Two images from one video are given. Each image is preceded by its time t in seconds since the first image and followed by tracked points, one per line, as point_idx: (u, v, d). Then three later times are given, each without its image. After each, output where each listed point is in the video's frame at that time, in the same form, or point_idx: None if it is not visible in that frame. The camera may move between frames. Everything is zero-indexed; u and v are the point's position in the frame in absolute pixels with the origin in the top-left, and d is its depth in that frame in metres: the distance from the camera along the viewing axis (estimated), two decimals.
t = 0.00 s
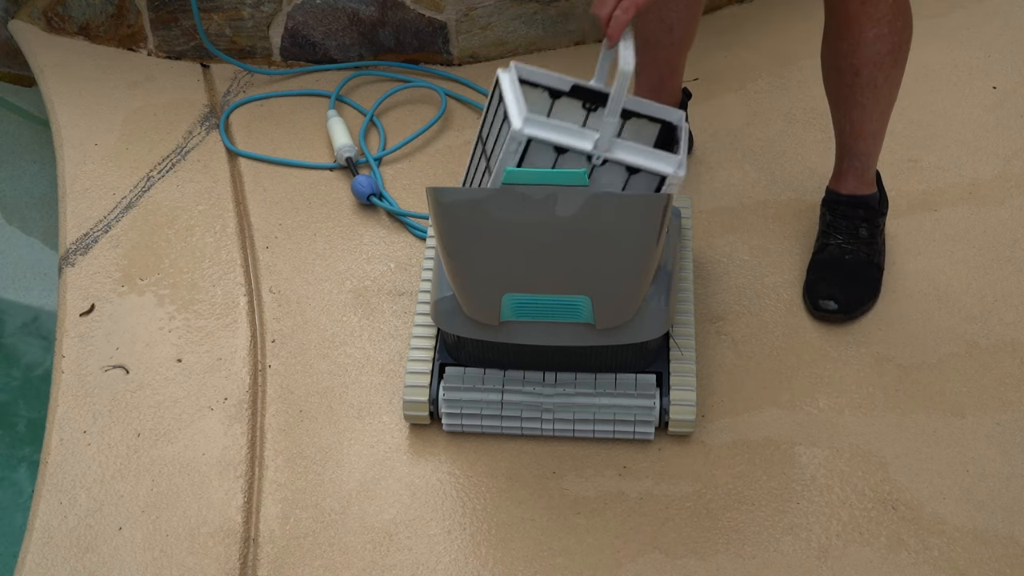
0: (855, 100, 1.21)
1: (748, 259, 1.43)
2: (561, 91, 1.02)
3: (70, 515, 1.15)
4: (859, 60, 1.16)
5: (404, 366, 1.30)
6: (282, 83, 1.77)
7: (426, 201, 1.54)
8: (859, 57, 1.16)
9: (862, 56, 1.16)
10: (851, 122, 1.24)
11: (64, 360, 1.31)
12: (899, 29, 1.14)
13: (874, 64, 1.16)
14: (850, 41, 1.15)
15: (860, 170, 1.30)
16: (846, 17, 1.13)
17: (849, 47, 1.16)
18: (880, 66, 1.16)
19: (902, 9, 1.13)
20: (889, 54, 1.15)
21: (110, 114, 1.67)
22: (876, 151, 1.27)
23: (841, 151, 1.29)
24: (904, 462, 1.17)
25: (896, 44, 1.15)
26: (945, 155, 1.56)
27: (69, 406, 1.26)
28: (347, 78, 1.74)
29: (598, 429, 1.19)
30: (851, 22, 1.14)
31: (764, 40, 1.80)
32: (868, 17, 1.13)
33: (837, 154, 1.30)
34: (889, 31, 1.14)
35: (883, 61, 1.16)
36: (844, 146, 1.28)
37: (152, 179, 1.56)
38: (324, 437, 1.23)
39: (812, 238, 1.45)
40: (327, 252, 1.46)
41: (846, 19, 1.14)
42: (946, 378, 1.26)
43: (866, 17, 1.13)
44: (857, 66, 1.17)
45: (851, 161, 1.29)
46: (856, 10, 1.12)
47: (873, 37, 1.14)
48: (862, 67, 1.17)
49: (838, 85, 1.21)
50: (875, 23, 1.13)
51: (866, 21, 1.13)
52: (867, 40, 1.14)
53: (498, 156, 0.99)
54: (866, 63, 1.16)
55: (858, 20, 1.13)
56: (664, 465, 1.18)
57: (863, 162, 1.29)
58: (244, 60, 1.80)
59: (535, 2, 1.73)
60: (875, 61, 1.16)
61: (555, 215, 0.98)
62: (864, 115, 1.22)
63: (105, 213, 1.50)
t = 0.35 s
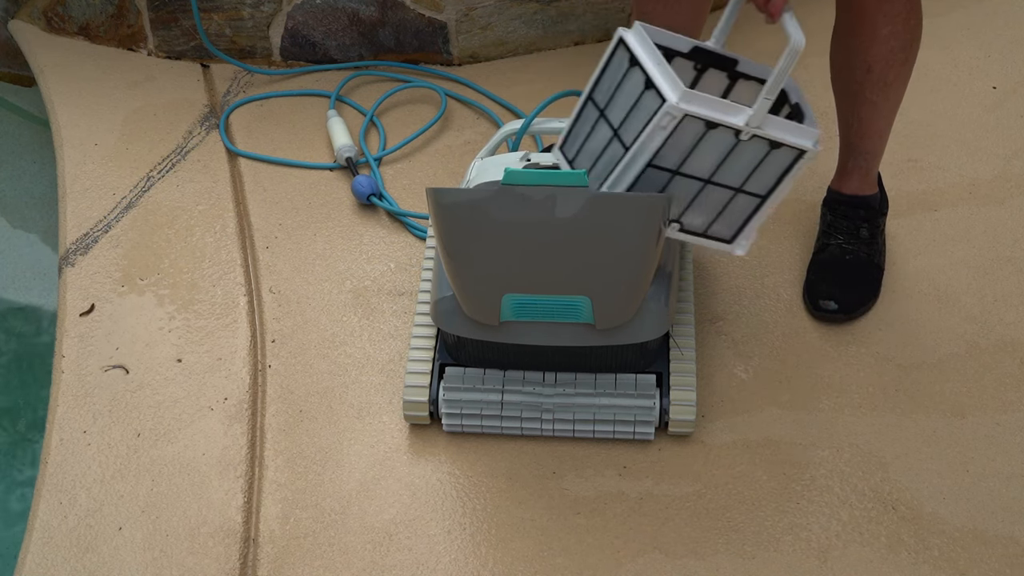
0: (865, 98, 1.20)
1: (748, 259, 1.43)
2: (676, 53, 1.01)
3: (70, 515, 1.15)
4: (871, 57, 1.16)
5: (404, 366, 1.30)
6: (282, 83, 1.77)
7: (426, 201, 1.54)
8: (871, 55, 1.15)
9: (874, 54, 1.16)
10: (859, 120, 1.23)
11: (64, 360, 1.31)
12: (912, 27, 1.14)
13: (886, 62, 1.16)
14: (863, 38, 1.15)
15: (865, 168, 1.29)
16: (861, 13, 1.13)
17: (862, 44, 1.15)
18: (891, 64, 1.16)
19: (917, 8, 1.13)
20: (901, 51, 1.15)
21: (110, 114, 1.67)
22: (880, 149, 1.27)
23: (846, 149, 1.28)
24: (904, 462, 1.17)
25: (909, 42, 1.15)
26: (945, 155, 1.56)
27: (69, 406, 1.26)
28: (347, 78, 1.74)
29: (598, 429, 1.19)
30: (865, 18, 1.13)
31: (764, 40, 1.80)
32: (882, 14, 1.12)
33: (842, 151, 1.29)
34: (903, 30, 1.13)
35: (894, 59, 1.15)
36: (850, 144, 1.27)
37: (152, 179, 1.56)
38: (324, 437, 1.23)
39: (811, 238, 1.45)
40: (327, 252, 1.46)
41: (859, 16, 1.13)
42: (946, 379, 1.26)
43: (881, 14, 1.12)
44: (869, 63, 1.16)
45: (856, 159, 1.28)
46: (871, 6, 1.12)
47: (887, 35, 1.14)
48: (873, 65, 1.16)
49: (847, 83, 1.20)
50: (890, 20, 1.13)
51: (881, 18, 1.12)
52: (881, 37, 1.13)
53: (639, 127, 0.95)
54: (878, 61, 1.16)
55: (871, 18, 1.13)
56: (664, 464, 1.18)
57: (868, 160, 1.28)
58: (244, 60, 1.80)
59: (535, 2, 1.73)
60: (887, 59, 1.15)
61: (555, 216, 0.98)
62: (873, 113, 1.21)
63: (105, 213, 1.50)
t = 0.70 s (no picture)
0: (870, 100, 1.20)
1: (748, 259, 1.43)
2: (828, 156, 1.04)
3: (70, 515, 1.15)
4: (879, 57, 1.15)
5: (404, 366, 1.30)
6: (282, 83, 1.77)
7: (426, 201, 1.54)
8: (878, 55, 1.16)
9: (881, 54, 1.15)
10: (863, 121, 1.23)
11: (64, 360, 1.32)
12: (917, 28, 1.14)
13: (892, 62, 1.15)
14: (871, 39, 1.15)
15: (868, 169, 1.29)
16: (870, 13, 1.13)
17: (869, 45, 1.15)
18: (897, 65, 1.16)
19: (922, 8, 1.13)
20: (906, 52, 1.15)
21: (110, 114, 1.67)
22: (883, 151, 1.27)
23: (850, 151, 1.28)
24: (904, 462, 1.17)
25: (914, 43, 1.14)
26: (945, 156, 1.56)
27: (69, 406, 1.26)
28: (347, 78, 1.74)
29: (598, 429, 1.19)
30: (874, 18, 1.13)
31: (765, 40, 1.81)
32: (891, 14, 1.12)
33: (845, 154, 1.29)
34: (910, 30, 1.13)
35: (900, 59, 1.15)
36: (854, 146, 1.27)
37: (152, 179, 1.56)
38: (324, 437, 1.23)
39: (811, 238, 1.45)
40: (327, 252, 1.46)
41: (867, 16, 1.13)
42: (946, 379, 1.26)
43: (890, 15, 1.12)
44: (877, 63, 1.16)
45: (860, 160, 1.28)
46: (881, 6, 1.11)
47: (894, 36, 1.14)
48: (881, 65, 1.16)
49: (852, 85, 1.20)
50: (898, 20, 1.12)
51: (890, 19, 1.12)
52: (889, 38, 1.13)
53: (864, 251, 1.04)
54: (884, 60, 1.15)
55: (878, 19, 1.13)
56: (665, 465, 1.18)
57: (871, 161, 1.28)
58: (244, 60, 1.80)
59: (535, 2, 1.74)
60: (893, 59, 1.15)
61: (555, 215, 1.00)
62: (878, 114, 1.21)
63: (105, 213, 1.50)
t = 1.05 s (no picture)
0: (872, 101, 1.21)
1: (748, 259, 1.43)
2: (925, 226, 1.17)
3: (70, 515, 1.15)
4: (881, 60, 1.16)
5: (404, 366, 1.30)
6: (282, 83, 1.77)
7: (426, 201, 1.54)
8: (880, 57, 1.16)
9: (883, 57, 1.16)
10: (865, 122, 1.24)
11: (64, 360, 1.32)
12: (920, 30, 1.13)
13: (894, 64, 1.16)
14: (873, 42, 1.15)
15: (868, 169, 1.30)
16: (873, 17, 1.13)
17: (871, 47, 1.15)
18: (900, 67, 1.16)
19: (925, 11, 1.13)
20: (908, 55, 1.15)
21: (110, 114, 1.67)
22: (885, 151, 1.28)
23: (851, 151, 1.29)
24: (904, 462, 1.17)
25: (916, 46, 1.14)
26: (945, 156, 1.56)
27: (69, 406, 1.26)
28: (347, 78, 1.74)
29: (598, 429, 1.19)
30: (878, 21, 1.13)
31: (765, 40, 1.81)
32: (894, 17, 1.12)
33: (846, 154, 1.30)
34: (912, 33, 1.13)
35: (903, 62, 1.15)
36: (857, 146, 1.28)
37: (152, 179, 1.56)
38: (324, 437, 1.23)
39: (812, 238, 1.45)
40: (327, 252, 1.46)
41: (871, 18, 1.13)
42: (946, 379, 1.26)
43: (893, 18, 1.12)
44: (879, 66, 1.17)
45: (862, 160, 1.29)
46: (885, 9, 1.11)
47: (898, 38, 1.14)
48: (883, 68, 1.17)
49: (855, 85, 1.21)
50: (901, 24, 1.12)
51: (894, 22, 1.12)
52: (892, 41, 1.13)
53: (1011, 292, 1.15)
54: (887, 63, 1.16)
55: (882, 21, 1.13)
56: (665, 465, 1.18)
57: (872, 161, 1.29)
58: (244, 60, 1.80)
59: (535, 2, 1.74)
60: (895, 62, 1.16)
61: (555, 215, 0.99)
62: (880, 115, 1.22)
63: (105, 213, 1.50)
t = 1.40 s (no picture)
0: (874, 104, 1.21)
1: (748, 259, 1.43)
2: (943, 265, 1.17)
3: (70, 515, 1.15)
4: (882, 63, 1.16)
5: (404, 366, 1.30)
6: (282, 83, 1.77)
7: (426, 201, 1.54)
8: (882, 61, 1.16)
9: (885, 60, 1.16)
10: (867, 124, 1.24)
11: (64, 360, 1.31)
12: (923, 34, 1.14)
13: (896, 68, 1.16)
14: (875, 45, 1.15)
15: (869, 170, 1.31)
16: (876, 21, 1.13)
17: (874, 51, 1.15)
18: (901, 70, 1.16)
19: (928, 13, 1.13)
20: (910, 58, 1.15)
21: (110, 114, 1.67)
22: (885, 153, 1.28)
23: (851, 152, 1.29)
24: (904, 462, 1.17)
25: (918, 49, 1.15)
26: (945, 155, 1.56)
27: (69, 406, 1.26)
28: (347, 78, 1.74)
29: (598, 429, 1.19)
30: (880, 26, 1.13)
31: (765, 40, 1.80)
32: (897, 21, 1.12)
33: (847, 155, 1.30)
34: (914, 37, 1.13)
35: (904, 65, 1.16)
36: (858, 148, 1.28)
37: (152, 179, 1.56)
38: (324, 437, 1.23)
39: (812, 238, 1.45)
40: (327, 252, 1.46)
41: (873, 23, 1.13)
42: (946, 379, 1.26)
43: (896, 23, 1.12)
44: (881, 69, 1.17)
45: (862, 162, 1.29)
46: (888, 12, 1.11)
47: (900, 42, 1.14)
48: (885, 71, 1.17)
49: (856, 87, 1.21)
50: (904, 27, 1.12)
51: (897, 26, 1.12)
52: (895, 44, 1.14)
53: None
54: (888, 66, 1.16)
55: (884, 25, 1.13)
56: (665, 465, 1.18)
57: (872, 163, 1.29)
58: (244, 60, 1.80)
59: (535, 2, 1.73)
60: (897, 65, 1.16)
61: (555, 215, 0.99)
62: (882, 118, 1.22)
63: (105, 213, 1.50)
